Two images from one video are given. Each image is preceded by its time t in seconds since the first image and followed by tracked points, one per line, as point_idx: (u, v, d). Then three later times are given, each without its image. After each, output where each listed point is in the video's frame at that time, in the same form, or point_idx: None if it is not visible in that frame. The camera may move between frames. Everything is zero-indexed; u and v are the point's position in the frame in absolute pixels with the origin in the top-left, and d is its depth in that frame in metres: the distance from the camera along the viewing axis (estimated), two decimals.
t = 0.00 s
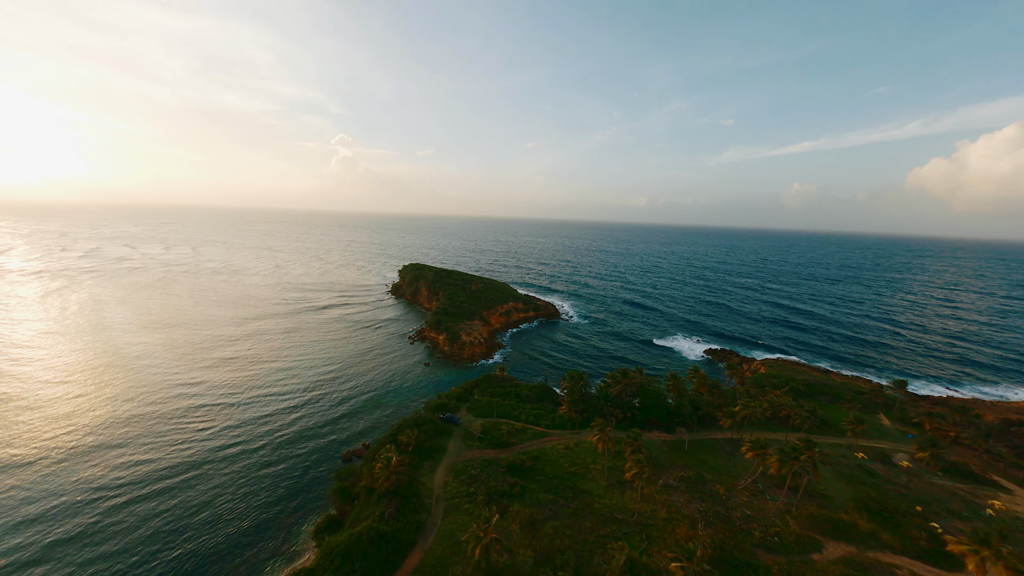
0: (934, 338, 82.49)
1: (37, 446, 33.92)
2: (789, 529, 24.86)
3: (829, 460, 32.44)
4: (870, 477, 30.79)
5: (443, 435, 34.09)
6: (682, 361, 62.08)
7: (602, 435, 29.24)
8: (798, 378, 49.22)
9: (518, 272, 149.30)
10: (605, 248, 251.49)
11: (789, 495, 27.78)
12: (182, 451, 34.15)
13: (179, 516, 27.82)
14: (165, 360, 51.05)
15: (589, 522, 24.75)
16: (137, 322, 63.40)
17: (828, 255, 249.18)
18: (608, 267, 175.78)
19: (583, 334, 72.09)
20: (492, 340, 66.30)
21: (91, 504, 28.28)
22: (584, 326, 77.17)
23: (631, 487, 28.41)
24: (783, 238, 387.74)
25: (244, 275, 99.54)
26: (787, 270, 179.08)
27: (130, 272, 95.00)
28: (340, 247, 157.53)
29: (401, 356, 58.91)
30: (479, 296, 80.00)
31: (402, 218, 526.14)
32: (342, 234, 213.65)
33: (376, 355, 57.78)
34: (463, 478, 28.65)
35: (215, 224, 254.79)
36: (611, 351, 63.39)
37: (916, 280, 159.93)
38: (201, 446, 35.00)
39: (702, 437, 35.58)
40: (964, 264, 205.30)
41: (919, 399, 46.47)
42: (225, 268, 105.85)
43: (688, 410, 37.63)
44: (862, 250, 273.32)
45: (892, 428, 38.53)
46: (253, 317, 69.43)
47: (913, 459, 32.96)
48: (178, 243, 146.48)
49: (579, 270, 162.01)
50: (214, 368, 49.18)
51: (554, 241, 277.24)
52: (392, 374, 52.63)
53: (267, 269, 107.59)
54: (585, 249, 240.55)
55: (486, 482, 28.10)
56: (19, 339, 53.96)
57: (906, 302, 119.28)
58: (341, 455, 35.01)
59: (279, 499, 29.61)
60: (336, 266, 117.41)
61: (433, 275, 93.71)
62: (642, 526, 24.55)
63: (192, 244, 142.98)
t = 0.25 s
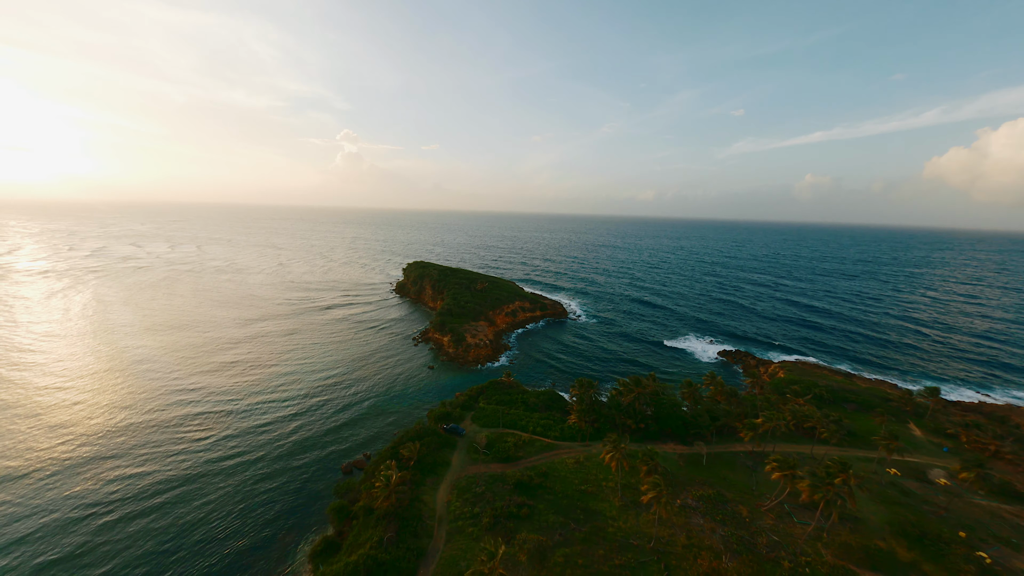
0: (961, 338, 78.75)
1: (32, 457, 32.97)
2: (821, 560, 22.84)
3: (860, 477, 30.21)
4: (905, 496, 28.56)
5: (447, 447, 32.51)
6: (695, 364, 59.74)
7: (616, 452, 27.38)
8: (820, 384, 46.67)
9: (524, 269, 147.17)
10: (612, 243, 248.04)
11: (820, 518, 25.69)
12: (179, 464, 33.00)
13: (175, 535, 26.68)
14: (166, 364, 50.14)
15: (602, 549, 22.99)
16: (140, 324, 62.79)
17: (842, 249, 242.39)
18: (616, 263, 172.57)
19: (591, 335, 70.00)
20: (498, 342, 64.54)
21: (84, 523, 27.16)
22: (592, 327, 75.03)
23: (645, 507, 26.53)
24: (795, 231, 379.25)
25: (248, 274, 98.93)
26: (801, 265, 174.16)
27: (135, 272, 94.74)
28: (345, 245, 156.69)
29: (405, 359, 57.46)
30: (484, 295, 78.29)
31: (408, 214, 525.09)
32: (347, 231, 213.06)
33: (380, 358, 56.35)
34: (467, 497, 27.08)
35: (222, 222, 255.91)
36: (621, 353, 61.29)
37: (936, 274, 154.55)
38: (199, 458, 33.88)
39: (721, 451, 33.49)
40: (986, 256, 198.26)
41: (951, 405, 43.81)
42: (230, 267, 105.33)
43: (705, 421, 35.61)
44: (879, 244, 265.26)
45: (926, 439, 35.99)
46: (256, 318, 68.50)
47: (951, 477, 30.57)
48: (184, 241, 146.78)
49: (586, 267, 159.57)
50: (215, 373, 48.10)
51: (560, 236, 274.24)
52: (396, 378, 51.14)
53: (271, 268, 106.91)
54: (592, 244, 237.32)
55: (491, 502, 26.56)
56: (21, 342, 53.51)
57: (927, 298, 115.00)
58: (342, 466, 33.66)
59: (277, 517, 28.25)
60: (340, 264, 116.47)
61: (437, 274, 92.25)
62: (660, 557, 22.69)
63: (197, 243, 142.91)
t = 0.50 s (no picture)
0: (987, 337, 75.33)
1: (26, 469, 32.01)
2: None
3: (892, 495, 28.15)
4: (944, 518, 26.37)
5: (450, 461, 30.94)
6: (708, 366, 57.54)
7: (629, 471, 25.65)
8: (843, 389, 44.26)
9: (529, 265, 145.09)
10: (618, 237, 244.52)
11: (853, 544, 23.73)
12: (175, 476, 31.88)
13: (168, 555, 25.54)
14: (165, 368, 49.16)
15: None
16: (141, 325, 62.07)
17: (856, 242, 236.36)
18: (623, 259, 169.57)
19: (599, 335, 68.01)
20: (503, 342, 62.91)
21: (75, 541, 26.13)
22: (600, 326, 73.02)
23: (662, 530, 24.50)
24: (806, 224, 371.49)
25: (251, 273, 98.20)
26: (813, 259, 169.62)
27: (139, 272, 94.31)
28: (348, 241, 155.59)
29: (408, 361, 56.02)
30: (489, 294, 76.56)
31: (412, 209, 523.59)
32: (351, 227, 212.08)
33: (383, 360, 54.91)
34: (471, 518, 25.51)
35: (227, 219, 256.70)
36: (630, 355, 59.33)
37: (955, 268, 149.67)
38: (196, 470, 32.72)
39: (740, 465, 31.57)
40: (1007, 249, 191.97)
41: (984, 412, 41.35)
42: (233, 266, 104.70)
43: (724, 432, 33.60)
44: (894, 236, 258.07)
45: (962, 451, 33.62)
46: (257, 319, 67.49)
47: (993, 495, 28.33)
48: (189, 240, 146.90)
49: (592, 262, 157.11)
50: (214, 378, 46.93)
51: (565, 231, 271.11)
52: (398, 382, 49.68)
53: (274, 267, 106.18)
54: (598, 239, 234.12)
55: (496, 523, 24.99)
56: (22, 345, 52.93)
57: (948, 293, 111.05)
58: (343, 479, 32.37)
59: (274, 536, 26.96)
60: (344, 262, 115.37)
61: (441, 272, 90.81)
62: None
63: (201, 241, 142.62)
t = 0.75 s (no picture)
0: (1012, 334, 72.26)
1: (15, 482, 30.86)
2: None
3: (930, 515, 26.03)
4: (989, 541, 24.22)
5: (453, 476, 29.38)
6: (720, 368, 55.42)
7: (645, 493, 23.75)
8: (868, 393, 41.86)
9: (534, 261, 142.86)
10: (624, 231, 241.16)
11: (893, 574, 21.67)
12: (168, 490, 30.59)
13: None
14: (163, 371, 48.06)
15: None
16: (140, 326, 61.09)
17: (868, 234, 230.59)
18: (629, 253, 166.42)
19: (607, 335, 66.09)
20: (508, 343, 61.25)
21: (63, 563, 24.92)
22: (607, 325, 71.00)
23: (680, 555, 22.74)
24: (815, 215, 364.00)
25: (253, 272, 97.26)
26: (825, 254, 165.24)
27: (140, 271, 93.51)
28: (351, 237, 154.19)
29: (411, 363, 54.47)
30: (493, 292, 74.96)
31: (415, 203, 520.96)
32: (354, 222, 210.72)
33: (385, 363, 53.41)
34: (474, 540, 23.90)
35: (230, 215, 256.94)
36: (639, 356, 57.37)
37: (972, 261, 145.39)
38: (190, 483, 31.43)
39: (762, 479, 29.66)
40: None
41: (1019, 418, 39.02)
42: (235, 265, 103.95)
43: (741, 441, 31.83)
44: (908, 227, 251.48)
45: (1000, 464, 31.35)
46: (258, 319, 66.39)
47: None
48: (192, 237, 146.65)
49: (598, 257, 154.76)
50: (212, 382, 45.71)
51: (570, 224, 268.07)
52: (400, 385, 48.15)
53: (276, 265, 105.31)
54: (603, 233, 231.01)
55: (502, 547, 23.37)
56: (19, 348, 52.07)
57: (967, 288, 107.59)
58: (342, 492, 30.95)
59: (269, 557, 25.63)
60: (346, 260, 114.14)
61: (444, 269, 89.55)
62: None
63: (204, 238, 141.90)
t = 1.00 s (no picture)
0: None
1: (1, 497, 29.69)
2: None
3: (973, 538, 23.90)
4: None
5: (455, 492, 27.79)
6: (733, 369, 53.34)
7: (662, 518, 21.98)
8: (893, 398, 39.69)
9: (538, 256, 140.55)
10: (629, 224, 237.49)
11: None
12: (159, 506, 29.31)
13: None
14: (160, 375, 46.96)
15: None
16: (138, 327, 59.95)
17: (879, 226, 225.26)
18: (634, 248, 163.37)
19: (614, 334, 64.16)
20: (513, 344, 59.50)
21: None
22: (614, 324, 69.00)
23: None
24: (826, 207, 356.04)
25: (254, 270, 96.06)
26: (837, 247, 161.27)
27: (140, 270, 92.52)
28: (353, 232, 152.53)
29: (413, 365, 52.96)
30: (497, 290, 73.23)
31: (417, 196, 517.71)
32: (356, 217, 208.83)
33: (386, 365, 51.93)
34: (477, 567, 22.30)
35: (232, 210, 255.80)
36: (648, 357, 55.45)
37: (990, 253, 141.13)
38: (182, 498, 30.15)
39: (785, 496, 27.77)
40: None
41: None
42: (236, 262, 102.84)
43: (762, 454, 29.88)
44: (922, 219, 245.16)
45: None
46: (257, 319, 65.19)
47: None
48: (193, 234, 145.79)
49: (603, 252, 152.15)
50: (209, 387, 44.44)
51: (574, 217, 264.53)
52: (401, 389, 46.66)
53: (277, 263, 104.14)
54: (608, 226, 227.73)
55: None
56: (14, 352, 51.08)
57: (986, 282, 104.13)
58: (340, 508, 29.56)
59: None
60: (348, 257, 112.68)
61: (447, 266, 88.12)
62: None
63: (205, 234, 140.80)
